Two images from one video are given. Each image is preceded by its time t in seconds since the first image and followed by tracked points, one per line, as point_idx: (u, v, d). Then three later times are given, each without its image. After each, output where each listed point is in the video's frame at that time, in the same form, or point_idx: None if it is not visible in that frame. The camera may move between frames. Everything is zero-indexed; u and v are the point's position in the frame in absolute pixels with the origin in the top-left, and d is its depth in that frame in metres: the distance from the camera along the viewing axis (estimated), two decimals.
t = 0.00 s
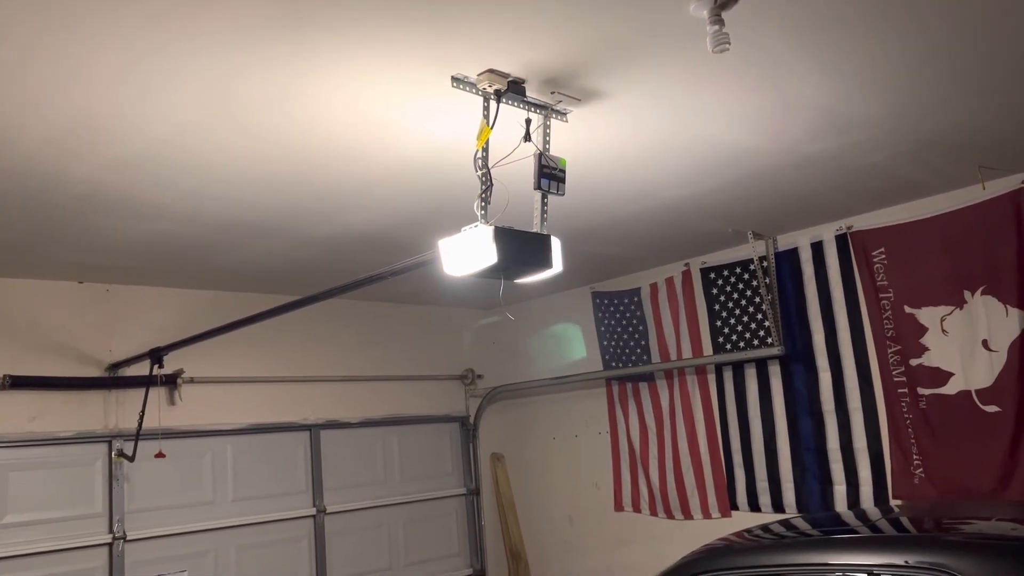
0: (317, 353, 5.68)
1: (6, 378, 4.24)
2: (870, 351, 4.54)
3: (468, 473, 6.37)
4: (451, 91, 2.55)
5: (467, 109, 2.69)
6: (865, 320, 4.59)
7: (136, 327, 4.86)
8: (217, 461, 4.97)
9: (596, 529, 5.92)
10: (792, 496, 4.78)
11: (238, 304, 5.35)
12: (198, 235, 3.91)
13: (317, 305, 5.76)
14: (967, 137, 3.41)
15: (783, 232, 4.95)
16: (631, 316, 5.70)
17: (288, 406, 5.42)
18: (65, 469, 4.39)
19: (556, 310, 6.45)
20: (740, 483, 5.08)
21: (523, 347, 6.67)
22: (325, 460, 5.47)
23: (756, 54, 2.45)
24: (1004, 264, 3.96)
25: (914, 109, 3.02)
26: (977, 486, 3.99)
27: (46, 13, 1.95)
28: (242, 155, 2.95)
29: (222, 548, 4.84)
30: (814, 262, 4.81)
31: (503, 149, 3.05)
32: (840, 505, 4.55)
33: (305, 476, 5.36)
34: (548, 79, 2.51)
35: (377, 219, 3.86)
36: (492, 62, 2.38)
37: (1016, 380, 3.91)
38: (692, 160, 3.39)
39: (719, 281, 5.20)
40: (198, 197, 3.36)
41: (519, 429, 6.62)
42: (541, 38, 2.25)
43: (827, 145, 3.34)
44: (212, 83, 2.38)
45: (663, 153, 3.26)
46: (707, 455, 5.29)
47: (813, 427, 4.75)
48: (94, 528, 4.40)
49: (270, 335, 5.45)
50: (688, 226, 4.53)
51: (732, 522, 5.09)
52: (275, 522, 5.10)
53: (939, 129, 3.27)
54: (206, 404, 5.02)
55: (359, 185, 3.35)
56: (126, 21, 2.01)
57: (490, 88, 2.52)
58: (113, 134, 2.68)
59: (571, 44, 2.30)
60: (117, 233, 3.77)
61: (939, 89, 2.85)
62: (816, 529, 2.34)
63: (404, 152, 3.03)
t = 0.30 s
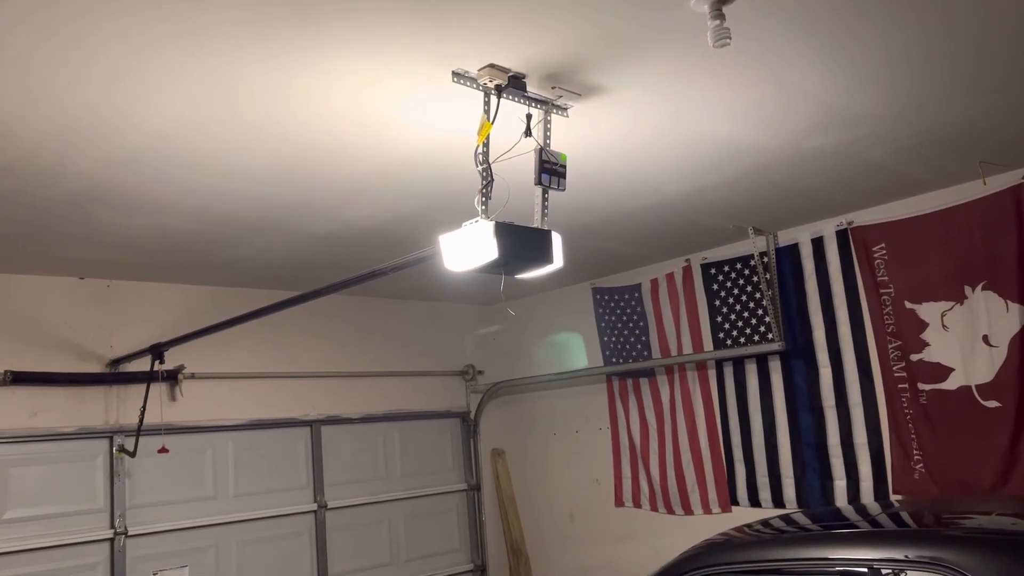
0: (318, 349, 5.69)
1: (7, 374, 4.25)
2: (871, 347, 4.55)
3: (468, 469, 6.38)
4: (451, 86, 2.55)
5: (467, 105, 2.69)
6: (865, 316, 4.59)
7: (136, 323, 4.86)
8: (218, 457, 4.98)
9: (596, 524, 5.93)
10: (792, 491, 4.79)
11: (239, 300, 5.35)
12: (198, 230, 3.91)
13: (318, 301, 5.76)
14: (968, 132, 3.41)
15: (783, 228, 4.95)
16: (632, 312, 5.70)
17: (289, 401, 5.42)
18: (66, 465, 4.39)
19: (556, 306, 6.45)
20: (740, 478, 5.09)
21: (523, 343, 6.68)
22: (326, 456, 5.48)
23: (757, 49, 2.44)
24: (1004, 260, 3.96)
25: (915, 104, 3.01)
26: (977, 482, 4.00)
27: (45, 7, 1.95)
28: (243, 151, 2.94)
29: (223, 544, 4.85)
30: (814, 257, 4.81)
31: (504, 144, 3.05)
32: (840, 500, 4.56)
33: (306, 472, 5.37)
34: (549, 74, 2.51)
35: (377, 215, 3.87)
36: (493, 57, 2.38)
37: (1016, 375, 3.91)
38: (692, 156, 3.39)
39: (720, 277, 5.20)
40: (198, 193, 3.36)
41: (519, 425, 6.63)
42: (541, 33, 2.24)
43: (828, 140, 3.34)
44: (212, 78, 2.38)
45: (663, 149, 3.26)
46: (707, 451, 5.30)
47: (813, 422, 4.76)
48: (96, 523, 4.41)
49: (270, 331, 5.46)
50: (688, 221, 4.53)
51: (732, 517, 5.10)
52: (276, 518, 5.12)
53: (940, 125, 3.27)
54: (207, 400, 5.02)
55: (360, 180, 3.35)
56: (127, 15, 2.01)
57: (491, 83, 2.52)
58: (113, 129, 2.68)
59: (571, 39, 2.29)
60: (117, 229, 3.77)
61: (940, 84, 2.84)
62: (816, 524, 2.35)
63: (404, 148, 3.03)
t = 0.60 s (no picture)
0: (318, 344, 5.69)
1: (8, 370, 4.25)
2: (871, 342, 4.55)
3: (469, 464, 6.39)
4: (452, 81, 2.54)
5: (468, 99, 2.68)
6: (865, 312, 4.59)
7: (137, 319, 4.86)
8: (219, 452, 4.99)
9: (596, 519, 5.95)
10: (793, 487, 4.80)
11: (239, 296, 5.35)
12: (199, 226, 3.91)
13: (318, 297, 5.76)
14: (969, 127, 3.40)
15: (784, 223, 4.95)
16: (632, 308, 5.70)
17: (290, 397, 5.43)
18: (68, 460, 4.40)
19: (556, 302, 6.45)
20: (740, 474, 5.10)
21: (524, 338, 6.68)
22: (327, 452, 5.49)
23: (758, 43, 2.43)
24: (1005, 255, 3.96)
25: (917, 99, 3.00)
26: (978, 477, 4.00)
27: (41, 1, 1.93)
28: (242, 146, 2.94)
29: (224, 539, 4.86)
30: (814, 253, 4.81)
31: (504, 139, 3.04)
32: (840, 495, 4.57)
33: (307, 467, 5.38)
34: (550, 69, 2.50)
35: (378, 211, 3.86)
36: (494, 52, 2.37)
37: (1016, 370, 3.91)
38: (693, 151, 3.38)
39: (720, 273, 5.20)
40: (198, 188, 3.35)
41: (519, 420, 6.64)
42: (542, 27, 2.23)
43: (829, 135, 3.33)
44: (211, 72, 2.37)
45: (663, 144, 3.25)
46: (707, 446, 5.30)
47: (813, 417, 4.77)
48: (97, 518, 4.42)
49: (271, 326, 5.46)
50: (689, 217, 4.52)
51: (732, 512, 5.10)
52: (277, 513, 5.12)
53: (941, 120, 3.26)
54: (208, 395, 5.03)
55: (360, 175, 3.35)
56: (123, 9, 2.00)
57: (491, 78, 2.51)
58: (112, 125, 2.68)
59: (572, 33, 2.28)
60: (117, 224, 3.77)
61: (943, 79, 2.83)
62: (816, 519, 2.35)
63: (405, 142, 3.02)
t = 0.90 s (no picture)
0: (318, 341, 5.69)
1: (9, 366, 4.26)
2: (871, 339, 4.55)
3: (470, 461, 6.40)
4: (451, 78, 2.54)
5: (468, 96, 2.68)
6: (865, 308, 4.59)
7: (138, 316, 4.87)
8: (220, 449, 4.99)
9: (596, 516, 5.96)
10: (792, 483, 4.80)
11: (240, 292, 5.36)
12: (199, 223, 3.91)
13: (318, 293, 5.76)
14: (969, 124, 3.39)
15: (784, 220, 4.94)
16: (632, 305, 5.71)
17: (290, 394, 5.43)
18: (69, 456, 4.41)
19: (557, 299, 6.46)
20: (740, 470, 5.10)
21: (524, 335, 6.69)
22: (328, 448, 5.50)
23: (759, 39, 2.42)
24: (1005, 252, 3.96)
25: (918, 96, 3.00)
26: (978, 473, 4.00)
27: None
28: (242, 143, 2.93)
29: (225, 535, 4.87)
30: (814, 250, 4.81)
31: (504, 136, 3.04)
32: (840, 491, 4.57)
33: (308, 464, 5.38)
34: (550, 66, 2.50)
35: (378, 207, 3.86)
36: (495, 48, 2.37)
37: (1016, 367, 3.92)
38: (692, 147, 3.37)
39: (720, 269, 5.21)
40: (198, 185, 3.35)
41: (519, 417, 6.64)
42: (541, 23, 2.22)
43: (829, 132, 3.32)
44: (210, 68, 2.36)
45: (663, 141, 3.24)
46: (707, 442, 5.31)
47: (813, 414, 4.77)
48: (98, 515, 4.43)
49: (271, 323, 5.46)
50: (689, 213, 4.52)
51: (732, 509, 5.11)
52: (277, 509, 5.13)
53: (942, 116, 3.25)
54: (208, 392, 5.03)
55: (361, 172, 3.35)
56: (119, 4, 1.99)
57: (491, 74, 2.51)
58: (112, 121, 2.67)
59: (572, 29, 2.27)
60: (118, 221, 3.77)
61: (944, 75, 2.82)
62: (816, 515, 2.35)
63: (405, 139, 3.02)
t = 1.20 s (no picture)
0: (319, 337, 5.70)
1: (10, 362, 4.26)
2: (871, 334, 4.55)
3: (471, 456, 6.42)
4: (452, 73, 2.54)
5: (467, 92, 2.68)
6: (865, 304, 4.59)
7: (139, 312, 4.87)
8: (221, 444, 5.00)
9: (596, 511, 5.97)
10: (792, 479, 4.81)
11: (240, 288, 5.36)
12: (199, 219, 3.91)
13: (319, 289, 5.76)
14: (970, 120, 3.39)
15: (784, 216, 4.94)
16: (632, 301, 5.71)
17: (291, 390, 5.44)
18: (70, 452, 4.42)
19: (557, 295, 6.46)
20: (740, 466, 5.11)
21: (524, 331, 6.70)
22: (329, 444, 5.51)
23: (760, 35, 2.42)
24: (1005, 248, 3.96)
25: (918, 92, 2.99)
26: (978, 469, 4.01)
27: None
28: (242, 139, 2.93)
29: (226, 530, 4.89)
30: (815, 246, 4.81)
31: (503, 132, 3.04)
32: (840, 487, 4.58)
33: (308, 459, 5.39)
34: (551, 61, 2.49)
35: (378, 204, 3.87)
36: (495, 44, 2.36)
37: (1016, 363, 3.92)
38: (693, 143, 3.37)
39: (720, 265, 5.21)
40: (198, 181, 3.35)
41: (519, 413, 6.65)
42: (542, 18, 2.22)
43: (830, 128, 3.32)
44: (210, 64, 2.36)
45: (663, 136, 3.24)
46: (707, 438, 5.31)
47: (813, 410, 4.77)
48: (100, 510, 4.44)
49: (272, 319, 5.47)
50: (689, 209, 4.52)
51: (732, 505, 5.12)
52: (278, 505, 5.14)
53: (943, 113, 3.25)
54: (209, 388, 5.04)
55: (360, 168, 3.35)
56: None
57: (491, 70, 2.51)
58: (111, 117, 2.67)
59: (572, 24, 2.27)
60: (118, 218, 3.77)
61: (946, 70, 2.81)
62: (816, 511, 2.35)
63: (405, 135, 3.02)
